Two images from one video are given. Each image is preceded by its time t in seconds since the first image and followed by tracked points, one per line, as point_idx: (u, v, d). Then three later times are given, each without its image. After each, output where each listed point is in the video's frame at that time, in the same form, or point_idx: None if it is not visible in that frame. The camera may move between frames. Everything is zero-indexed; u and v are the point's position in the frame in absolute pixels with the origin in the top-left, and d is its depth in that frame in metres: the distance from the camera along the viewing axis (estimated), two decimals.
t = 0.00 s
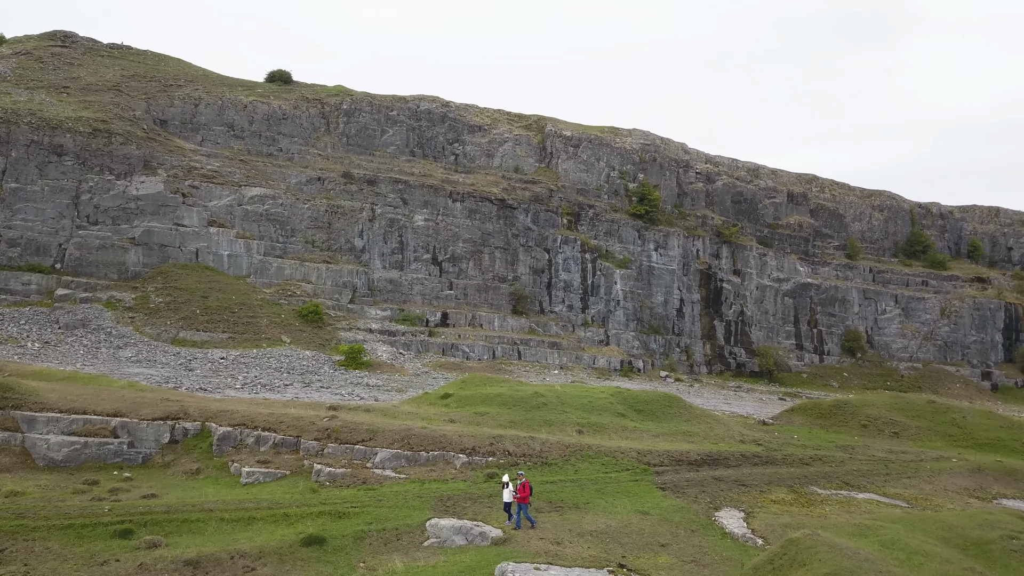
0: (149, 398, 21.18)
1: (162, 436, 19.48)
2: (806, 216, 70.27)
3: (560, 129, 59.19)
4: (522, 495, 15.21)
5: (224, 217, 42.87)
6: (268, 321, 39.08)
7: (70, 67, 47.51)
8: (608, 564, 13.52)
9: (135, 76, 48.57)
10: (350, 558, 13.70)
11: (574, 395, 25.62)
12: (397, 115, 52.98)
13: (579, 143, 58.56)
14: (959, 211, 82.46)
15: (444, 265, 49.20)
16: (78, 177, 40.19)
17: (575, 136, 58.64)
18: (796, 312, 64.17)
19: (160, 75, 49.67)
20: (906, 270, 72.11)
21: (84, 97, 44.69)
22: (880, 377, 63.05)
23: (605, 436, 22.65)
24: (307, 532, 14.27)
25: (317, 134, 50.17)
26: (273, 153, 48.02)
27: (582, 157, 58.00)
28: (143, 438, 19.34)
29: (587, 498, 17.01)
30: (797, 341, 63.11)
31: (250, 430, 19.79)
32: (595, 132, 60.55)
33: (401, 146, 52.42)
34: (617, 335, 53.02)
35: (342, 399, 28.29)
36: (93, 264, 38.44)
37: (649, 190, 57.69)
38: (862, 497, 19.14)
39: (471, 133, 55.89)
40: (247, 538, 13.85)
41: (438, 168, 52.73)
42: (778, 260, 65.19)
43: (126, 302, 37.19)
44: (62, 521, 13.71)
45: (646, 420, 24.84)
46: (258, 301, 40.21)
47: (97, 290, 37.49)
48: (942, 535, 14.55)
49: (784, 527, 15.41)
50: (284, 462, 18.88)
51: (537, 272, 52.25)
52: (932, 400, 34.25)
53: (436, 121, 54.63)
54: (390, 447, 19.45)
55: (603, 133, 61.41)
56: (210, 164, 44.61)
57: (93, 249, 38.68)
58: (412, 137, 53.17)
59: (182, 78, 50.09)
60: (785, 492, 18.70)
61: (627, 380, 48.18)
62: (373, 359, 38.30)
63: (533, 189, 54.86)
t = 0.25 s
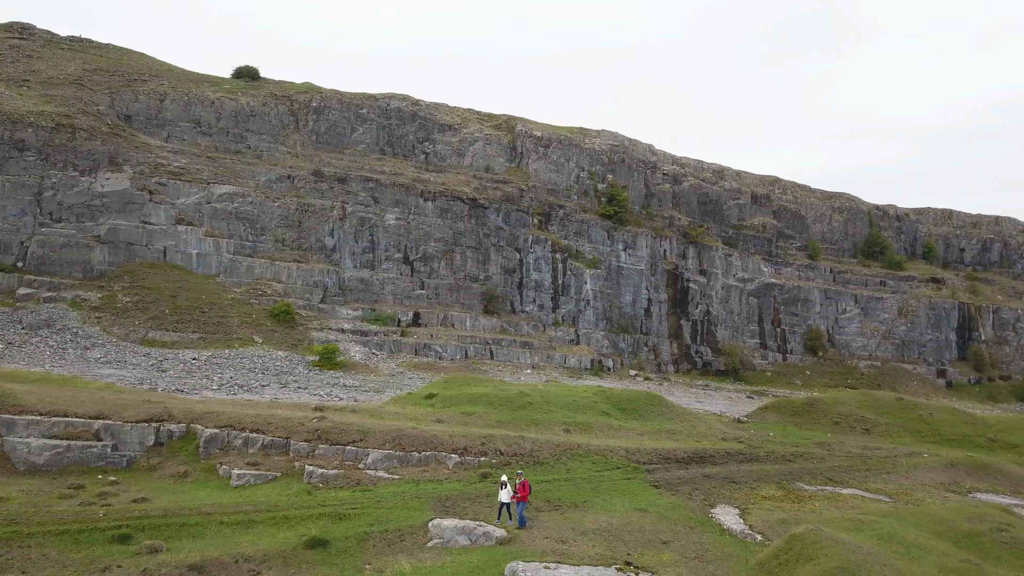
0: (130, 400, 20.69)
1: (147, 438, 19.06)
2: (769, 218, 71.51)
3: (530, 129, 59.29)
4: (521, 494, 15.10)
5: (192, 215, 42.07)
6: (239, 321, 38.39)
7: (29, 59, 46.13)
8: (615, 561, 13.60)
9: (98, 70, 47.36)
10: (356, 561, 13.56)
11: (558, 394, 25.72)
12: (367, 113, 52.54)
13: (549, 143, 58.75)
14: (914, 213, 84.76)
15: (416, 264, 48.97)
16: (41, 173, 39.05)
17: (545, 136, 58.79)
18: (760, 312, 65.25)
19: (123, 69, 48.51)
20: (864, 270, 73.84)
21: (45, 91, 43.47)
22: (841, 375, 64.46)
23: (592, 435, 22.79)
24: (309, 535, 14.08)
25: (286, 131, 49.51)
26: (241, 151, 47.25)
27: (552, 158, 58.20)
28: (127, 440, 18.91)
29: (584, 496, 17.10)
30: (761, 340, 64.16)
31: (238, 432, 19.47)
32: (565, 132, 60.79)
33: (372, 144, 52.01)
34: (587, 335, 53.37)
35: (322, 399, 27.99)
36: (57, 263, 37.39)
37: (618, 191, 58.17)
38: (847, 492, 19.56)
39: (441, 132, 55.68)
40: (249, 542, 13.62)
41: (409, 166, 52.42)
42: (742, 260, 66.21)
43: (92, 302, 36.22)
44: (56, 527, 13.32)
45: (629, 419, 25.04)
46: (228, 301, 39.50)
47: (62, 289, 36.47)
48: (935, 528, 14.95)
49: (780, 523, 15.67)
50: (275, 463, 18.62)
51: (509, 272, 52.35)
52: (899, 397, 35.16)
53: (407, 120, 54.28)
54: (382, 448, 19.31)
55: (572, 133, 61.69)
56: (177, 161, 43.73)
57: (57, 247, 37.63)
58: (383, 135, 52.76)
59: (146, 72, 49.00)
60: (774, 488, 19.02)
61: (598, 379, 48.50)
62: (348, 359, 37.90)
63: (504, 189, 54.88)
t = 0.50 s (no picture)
0: (113, 402, 20.21)
1: (133, 441, 18.65)
2: (734, 218, 72.63)
3: (500, 129, 59.28)
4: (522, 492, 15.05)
5: (160, 213, 41.23)
6: (211, 321, 37.68)
7: None
8: (622, 558, 13.71)
9: (59, 64, 46.07)
10: (363, 562, 13.44)
11: (542, 393, 25.79)
12: (337, 111, 52.00)
13: (520, 143, 58.83)
14: (872, 215, 86.83)
15: (387, 263, 48.65)
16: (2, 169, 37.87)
17: (516, 136, 58.85)
18: (725, 312, 66.20)
19: (86, 63, 47.28)
20: (825, 270, 75.38)
21: (5, 84, 42.15)
22: (804, 373, 65.71)
23: (580, 433, 22.91)
24: (314, 537, 13.92)
25: (255, 128, 48.77)
26: (209, 147, 46.42)
27: (523, 158, 58.31)
28: (112, 443, 18.48)
29: (582, 494, 17.19)
30: (727, 339, 65.11)
31: (227, 433, 19.17)
32: (535, 132, 60.91)
33: (342, 142, 51.50)
34: (558, 334, 53.69)
35: (303, 399, 27.68)
36: (20, 262, 36.30)
37: (587, 191, 58.57)
38: (833, 487, 19.99)
39: (412, 131, 55.35)
40: (254, 545, 13.42)
41: (379, 165, 52.02)
42: (708, 260, 67.10)
43: (58, 302, 35.21)
44: (54, 532, 12.98)
45: (614, 417, 25.22)
46: (198, 301, 38.77)
47: (26, 288, 35.40)
48: (927, 522, 15.35)
49: (777, 519, 15.93)
50: (266, 465, 18.36)
51: (480, 271, 52.38)
52: (869, 394, 36.00)
53: (377, 118, 53.84)
54: (374, 448, 19.16)
55: (542, 134, 61.88)
56: (144, 157, 42.80)
57: (20, 245, 36.57)
58: (353, 133, 52.28)
59: (110, 67, 47.82)
60: (764, 484, 19.35)
61: (570, 378, 48.82)
62: (322, 359, 37.47)
63: (476, 188, 54.81)
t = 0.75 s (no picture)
0: (95, 403, 19.73)
1: (119, 442, 18.26)
2: (699, 218, 73.63)
3: (471, 127, 59.20)
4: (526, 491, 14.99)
5: (127, 209, 40.34)
6: (181, 320, 36.95)
7: None
8: (629, 554, 13.83)
9: (19, 55, 44.72)
10: (370, 562, 13.33)
11: (527, 392, 25.86)
12: (307, 107, 51.41)
13: (490, 141, 58.85)
14: (831, 216, 88.76)
15: (358, 262, 48.25)
16: None
17: (487, 134, 58.86)
18: (691, 310, 67.02)
19: (47, 55, 45.98)
20: (788, 270, 76.79)
21: None
22: (769, 370, 66.81)
23: (567, 431, 23.04)
24: (318, 537, 13.77)
25: (223, 124, 47.97)
26: (176, 143, 45.52)
27: (493, 156, 58.37)
28: (98, 444, 18.06)
29: (579, 491, 17.30)
30: (693, 337, 65.93)
31: (216, 434, 18.85)
32: (505, 131, 60.98)
33: (311, 139, 50.95)
34: (529, 333, 53.90)
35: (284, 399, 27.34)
36: None
37: (558, 190, 58.96)
38: (819, 482, 20.39)
39: (382, 128, 54.97)
40: (259, 547, 13.23)
41: (349, 162, 51.55)
42: (675, 260, 67.88)
43: (22, 300, 34.18)
44: (54, 536, 12.65)
45: (599, 415, 25.41)
46: (167, 300, 37.99)
47: None
48: (918, 513, 15.76)
49: (773, 513, 16.21)
50: (258, 465, 18.10)
51: (452, 270, 52.30)
52: (838, 390, 36.84)
53: (347, 115, 53.35)
54: (367, 447, 19.03)
55: (512, 133, 62.01)
56: (110, 152, 41.80)
57: None
58: (323, 130, 51.74)
59: (72, 59, 46.58)
60: (753, 480, 19.66)
61: (542, 377, 49.07)
62: (297, 359, 37.01)
63: (447, 186, 54.66)
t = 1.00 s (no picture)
0: (75, 407, 19.16)
1: (103, 447, 17.76)
2: (664, 220, 74.44)
3: (440, 127, 58.98)
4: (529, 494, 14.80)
5: (91, 208, 39.31)
6: (149, 321, 36.09)
7: None
8: (635, 554, 13.91)
9: None
10: (377, 566, 13.18)
11: (510, 393, 25.87)
12: (274, 105, 50.70)
13: (460, 142, 58.74)
14: (791, 219, 90.50)
15: (328, 262, 47.71)
16: None
17: (456, 134, 58.71)
18: (657, 311, 67.70)
19: (4, 48, 44.52)
20: (750, 271, 78.05)
21: None
22: (733, 370, 67.82)
23: (553, 431, 23.09)
24: (323, 542, 13.59)
25: (189, 121, 47.02)
26: (140, 140, 44.46)
27: (463, 157, 58.26)
28: (81, 450, 17.54)
29: (576, 491, 17.35)
30: (659, 338, 66.59)
31: (204, 438, 18.46)
32: (474, 131, 60.90)
33: (279, 138, 50.24)
34: (499, 334, 53.95)
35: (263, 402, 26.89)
36: None
37: (527, 191, 59.25)
38: (804, 480, 20.75)
39: (351, 127, 54.46)
40: (264, 553, 13.00)
41: (318, 162, 50.95)
42: (641, 261, 68.50)
43: None
44: (52, 544, 12.28)
45: (582, 415, 25.53)
46: (134, 301, 37.08)
47: None
48: (908, 510, 16.14)
49: (768, 511, 16.46)
50: (248, 470, 17.79)
51: (421, 271, 52.06)
52: (808, 389, 37.60)
53: (315, 113, 52.73)
54: (358, 450, 18.82)
55: (481, 133, 61.95)
56: (72, 149, 40.67)
57: None
58: (291, 128, 51.05)
59: (31, 53, 45.18)
60: (742, 479, 19.94)
61: (514, 378, 49.17)
62: (269, 361, 36.42)
63: (417, 186, 54.36)
